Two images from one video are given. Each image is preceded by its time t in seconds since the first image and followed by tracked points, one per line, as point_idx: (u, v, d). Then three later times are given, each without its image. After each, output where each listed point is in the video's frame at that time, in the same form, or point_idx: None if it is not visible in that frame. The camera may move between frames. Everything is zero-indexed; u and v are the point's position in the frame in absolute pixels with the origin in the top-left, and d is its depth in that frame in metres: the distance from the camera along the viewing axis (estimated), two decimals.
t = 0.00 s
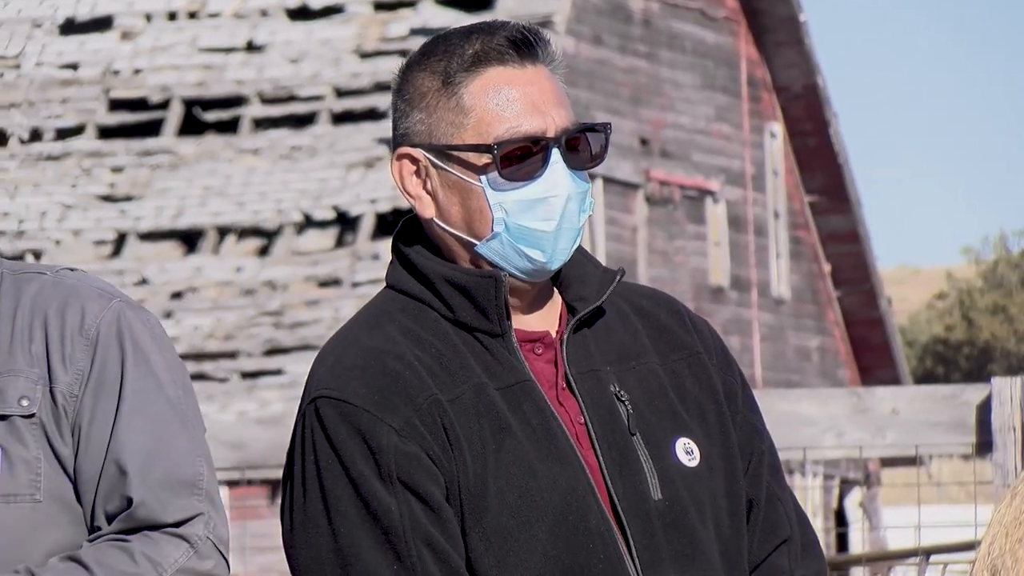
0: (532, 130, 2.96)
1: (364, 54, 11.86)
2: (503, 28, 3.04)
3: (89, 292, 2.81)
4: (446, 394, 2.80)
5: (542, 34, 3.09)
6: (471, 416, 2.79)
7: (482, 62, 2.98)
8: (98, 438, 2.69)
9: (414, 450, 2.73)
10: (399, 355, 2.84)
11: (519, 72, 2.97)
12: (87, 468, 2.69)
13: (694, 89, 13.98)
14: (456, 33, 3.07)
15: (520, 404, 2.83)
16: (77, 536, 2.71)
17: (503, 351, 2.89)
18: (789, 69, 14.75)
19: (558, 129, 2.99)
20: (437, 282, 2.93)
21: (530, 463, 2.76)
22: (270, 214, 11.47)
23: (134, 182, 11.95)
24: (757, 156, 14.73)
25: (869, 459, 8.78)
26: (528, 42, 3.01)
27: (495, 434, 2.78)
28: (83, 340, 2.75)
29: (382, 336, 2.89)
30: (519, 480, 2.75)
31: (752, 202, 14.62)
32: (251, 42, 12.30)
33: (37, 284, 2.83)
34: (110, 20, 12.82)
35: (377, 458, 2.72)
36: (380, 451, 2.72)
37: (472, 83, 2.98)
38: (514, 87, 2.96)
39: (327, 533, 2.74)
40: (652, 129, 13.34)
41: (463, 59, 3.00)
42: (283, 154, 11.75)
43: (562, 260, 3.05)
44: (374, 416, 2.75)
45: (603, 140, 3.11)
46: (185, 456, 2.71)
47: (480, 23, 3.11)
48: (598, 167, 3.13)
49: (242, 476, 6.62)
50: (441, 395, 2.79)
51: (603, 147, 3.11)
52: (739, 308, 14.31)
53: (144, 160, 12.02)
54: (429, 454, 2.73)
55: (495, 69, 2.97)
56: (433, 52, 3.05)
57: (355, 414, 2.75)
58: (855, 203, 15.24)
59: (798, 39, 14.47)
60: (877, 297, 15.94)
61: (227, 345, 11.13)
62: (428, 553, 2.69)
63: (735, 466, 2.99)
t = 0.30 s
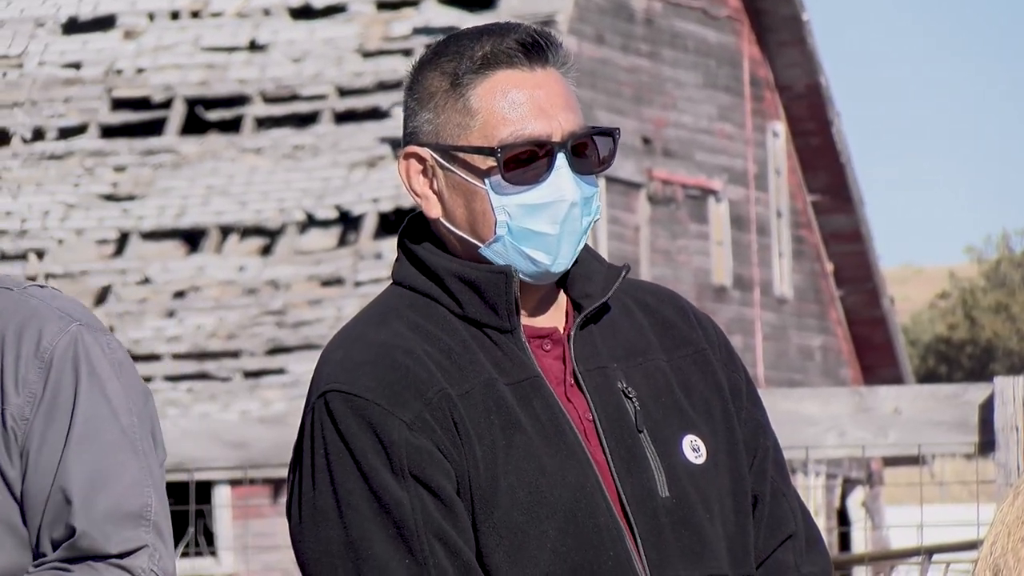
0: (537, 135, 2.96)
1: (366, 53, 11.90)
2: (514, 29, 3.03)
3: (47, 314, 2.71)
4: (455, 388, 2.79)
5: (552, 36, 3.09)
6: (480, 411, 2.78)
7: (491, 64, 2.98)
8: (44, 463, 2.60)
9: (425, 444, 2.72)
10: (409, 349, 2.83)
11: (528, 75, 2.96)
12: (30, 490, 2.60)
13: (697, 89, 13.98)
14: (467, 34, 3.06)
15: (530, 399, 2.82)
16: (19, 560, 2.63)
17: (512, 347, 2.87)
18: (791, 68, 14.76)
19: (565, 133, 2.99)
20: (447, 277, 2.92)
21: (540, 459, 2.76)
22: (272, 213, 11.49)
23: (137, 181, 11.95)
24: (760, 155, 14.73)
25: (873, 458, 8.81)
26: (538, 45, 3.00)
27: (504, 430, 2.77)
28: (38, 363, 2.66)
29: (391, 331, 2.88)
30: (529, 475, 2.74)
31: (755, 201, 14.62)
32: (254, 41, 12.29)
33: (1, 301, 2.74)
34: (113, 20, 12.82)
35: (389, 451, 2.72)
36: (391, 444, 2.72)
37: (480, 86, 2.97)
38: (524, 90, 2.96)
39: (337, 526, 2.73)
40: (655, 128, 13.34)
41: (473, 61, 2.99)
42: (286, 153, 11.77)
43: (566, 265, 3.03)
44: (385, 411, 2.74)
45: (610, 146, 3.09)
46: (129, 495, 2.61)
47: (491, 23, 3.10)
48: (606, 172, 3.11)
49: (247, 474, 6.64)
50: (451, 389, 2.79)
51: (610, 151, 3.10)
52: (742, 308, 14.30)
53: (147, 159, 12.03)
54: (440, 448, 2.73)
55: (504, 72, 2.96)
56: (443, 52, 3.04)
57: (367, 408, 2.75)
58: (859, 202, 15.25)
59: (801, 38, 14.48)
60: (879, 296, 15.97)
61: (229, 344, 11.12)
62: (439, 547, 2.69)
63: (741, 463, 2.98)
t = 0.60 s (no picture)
0: (545, 137, 2.79)
1: (368, 52, 11.93)
2: (524, 29, 2.85)
3: None
4: (458, 382, 2.66)
5: (564, 37, 2.90)
6: (484, 404, 2.65)
7: (501, 64, 2.80)
8: None
9: (427, 439, 2.59)
10: (411, 343, 2.69)
11: (537, 76, 2.78)
12: None
13: (698, 88, 13.97)
14: (476, 31, 2.89)
15: (533, 394, 2.69)
16: None
17: (517, 342, 2.74)
18: (793, 68, 14.77)
19: (572, 135, 2.82)
20: (448, 272, 2.79)
21: (543, 455, 2.63)
22: (274, 212, 11.49)
23: (139, 180, 11.94)
24: (761, 155, 14.73)
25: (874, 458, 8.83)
26: (548, 45, 2.82)
27: (508, 425, 2.64)
28: None
29: (393, 325, 2.74)
30: (533, 470, 2.61)
31: (756, 201, 14.62)
32: (255, 40, 12.32)
33: None
34: (114, 19, 12.83)
35: (390, 446, 2.58)
36: (393, 438, 2.58)
37: (487, 87, 2.80)
38: (533, 91, 2.78)
39: (337, 522, 2.59)
40: (657, 128, 13.33)
41: (481, 61, 2.82)
42: (287, 152, 11.78)
43: (573, 264, 2.89)
44: (387, 404, 2.60)
45: (617, 147, 2.93)
46: (52, 524, 3.06)
47: (502, 21, 2.92)
48: (613, 172, 2.96)
49: (250, 473, 6.65)
50: (453, 384, 2.65)
51: (618, 153, 2.94)
52: (743, 308, 14.29)
53: (148, 158, 12.03)
54: (442, 442, 2.60)
55: (512, 73, 2.79)
56: (452, 49, 2.87)
57: (368, 401, 2.61)
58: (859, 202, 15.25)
59: (802, 38, 14.48)
60: (880, 296, 15.96)
61: (231, 344, 11.11)
62: (441, 542, 2.55)
63: (745, 459, 2.87)
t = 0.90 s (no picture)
0: (548, 140, 2.78)
1: (369, 51, 11.96)
2: (528, 32, 2.83)
3: None
4: (460, 384, 2.66)
5: (567, 40, 2.89)
6: (485, 406, 2.65)
7: (505, 67, 2.78)
8: None
9: (428, 440, 2.59)
10: (414, 344, 2.68)
11: (541, 80, 2.77)
12: None
13: (699, 88, 13.98)
14: (481, 32, 2.87)
15: (535, 396, 2.69)
16: None
17: (519, 344, 2.74)
18: (794, 67, 14.78)
19: (575, 138, 2.81)
20: (451, 273, 2.79)
21: (545, 456, 2.62)
22: (275, 212, 11.49)
23: (140, 180, 11.94)
24: (762, 155, 14.74)
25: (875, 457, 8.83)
26: (553, 48, 2.81)
27: (509, 426, 2.64)
28: None
29: (396, 326, 2.73)
30: (534, 471, 2.61)
31: (757, 200, 14.62)
32: (256, 40, 12.35)
33: None
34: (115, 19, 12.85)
35: (392, 446, 2.58)
36: (394, 439, 2.58)
37: (491, 89, 2.77)
38: (537, 95, 2.76)
39: (339, 523, 2.58)
40: (658, 127, 13.34)
41: (486, 64, 2.79)
42: (288, 152, 11.78)
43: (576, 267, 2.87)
44: (388, 405, 2.60)
45: (619, 150, 2.95)
46: None
47: (506, 22, 2.90)
48: (615, 175, 2.96)
49: (250, 472, 6.66)
50: (455, 385, 2.65)
51: (620, 156, 2.95)
52: (745, 307, 14.28)
53: (150, 158, 12.04)
54: (443, 443, 2.60)
55: (516, 76, 2.77)
56: (456, 50, 2.85)
57: (370, 403, 2.60)
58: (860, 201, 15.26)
59: (804, 37, 14.50)
60: (882, 296, 15.96)
61: (232, 343, 11.08)
62: (442, 543, 2.55)
63: (747, 459, 2.87)
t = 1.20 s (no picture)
0: (552, 148, 2.77)
1: (369, 51, 11.96)
2: (534, 38, 2.82)
3: None
4: (461, 385, 2.66)
5: (572, 44, 2.88)
6: (486, 407, 2.65)
7: (510, 72, 2.77)
8: None
9: (431, 441, 2.59)
10: (415, 346, 2.68)
11: (546, 86, 2.75)
12: None
13: (699, 87, 13.97)
14: (487, 35, 2.85)
15: (535, 396, 2.69)
16: None
17: (518, 344, 2.74)
18: (794, 67, 14.79)
19: (579, 145, 2.81)
20: (452, 275, 2.78)
21: (545, 456, 2.62)
22: (275, 212, 11.49)
23: (140, 179, 11.95)
24: (762, 154, 14.74)
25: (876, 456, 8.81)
26: (558, 55, 2.79)
27: (510, 426, 2.64)
28: None
29: (396, 327, 2.73)
30: (534, 471, 2.61)
31: (757, 200, 14.62)
32: (256, 39, 12.36)
33: None
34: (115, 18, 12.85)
35: (393, 447, 2.58)
36: (396, 439, 2.58)
37: (496, 95, 2.76)
38: (542, 101, 2.75)
39: (341, 523, 2.58)
40: (658, 127, 13.34)
41: (491, 69, 2.78)
42: (288, 151, 11.78)
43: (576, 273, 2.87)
44: (389, 405, 2.60)
45: (622, 154, 2.95)
46: None
47: (512, 25, 2.89)
48: (616, 181, 2.96)
49: (250, 472, 6.66)
50: (456, 386, 2.65)
51: (621, 161, 2.95)
52: (745, 307, 14.29)
53: (150, 157, 12.04)
54: (445, 444, 2.60)
55: (521, 82, 2.75)
56: (461, 54, 2.84)
57: (372, 404, 2.60)
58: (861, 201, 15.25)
59: (804, 37, 14.50)
60: (882, 296, 15.95)
61: (232, 343, 11.08)
62: (444, 544, 2.55)
63: (746, 460, 2.87)
